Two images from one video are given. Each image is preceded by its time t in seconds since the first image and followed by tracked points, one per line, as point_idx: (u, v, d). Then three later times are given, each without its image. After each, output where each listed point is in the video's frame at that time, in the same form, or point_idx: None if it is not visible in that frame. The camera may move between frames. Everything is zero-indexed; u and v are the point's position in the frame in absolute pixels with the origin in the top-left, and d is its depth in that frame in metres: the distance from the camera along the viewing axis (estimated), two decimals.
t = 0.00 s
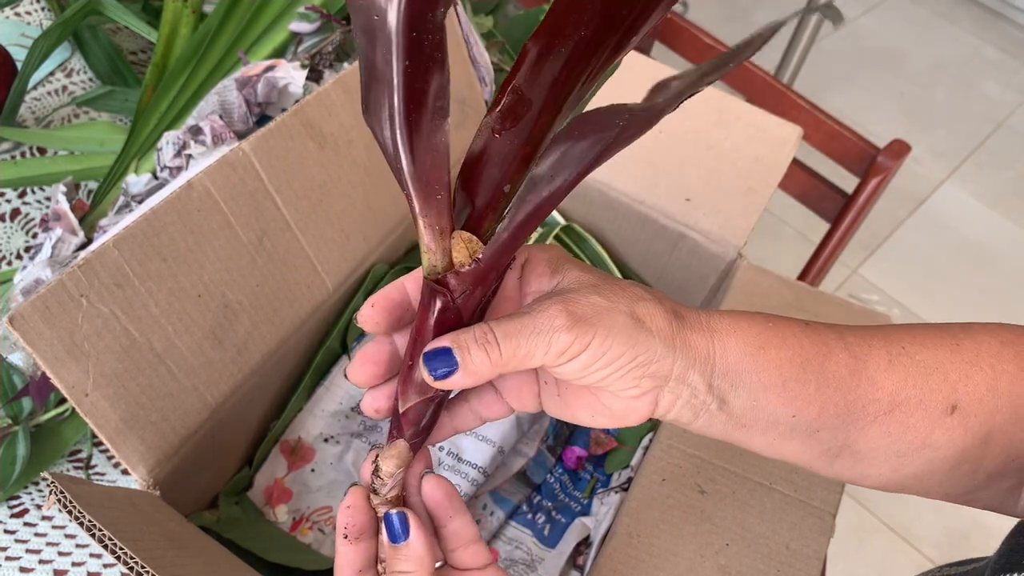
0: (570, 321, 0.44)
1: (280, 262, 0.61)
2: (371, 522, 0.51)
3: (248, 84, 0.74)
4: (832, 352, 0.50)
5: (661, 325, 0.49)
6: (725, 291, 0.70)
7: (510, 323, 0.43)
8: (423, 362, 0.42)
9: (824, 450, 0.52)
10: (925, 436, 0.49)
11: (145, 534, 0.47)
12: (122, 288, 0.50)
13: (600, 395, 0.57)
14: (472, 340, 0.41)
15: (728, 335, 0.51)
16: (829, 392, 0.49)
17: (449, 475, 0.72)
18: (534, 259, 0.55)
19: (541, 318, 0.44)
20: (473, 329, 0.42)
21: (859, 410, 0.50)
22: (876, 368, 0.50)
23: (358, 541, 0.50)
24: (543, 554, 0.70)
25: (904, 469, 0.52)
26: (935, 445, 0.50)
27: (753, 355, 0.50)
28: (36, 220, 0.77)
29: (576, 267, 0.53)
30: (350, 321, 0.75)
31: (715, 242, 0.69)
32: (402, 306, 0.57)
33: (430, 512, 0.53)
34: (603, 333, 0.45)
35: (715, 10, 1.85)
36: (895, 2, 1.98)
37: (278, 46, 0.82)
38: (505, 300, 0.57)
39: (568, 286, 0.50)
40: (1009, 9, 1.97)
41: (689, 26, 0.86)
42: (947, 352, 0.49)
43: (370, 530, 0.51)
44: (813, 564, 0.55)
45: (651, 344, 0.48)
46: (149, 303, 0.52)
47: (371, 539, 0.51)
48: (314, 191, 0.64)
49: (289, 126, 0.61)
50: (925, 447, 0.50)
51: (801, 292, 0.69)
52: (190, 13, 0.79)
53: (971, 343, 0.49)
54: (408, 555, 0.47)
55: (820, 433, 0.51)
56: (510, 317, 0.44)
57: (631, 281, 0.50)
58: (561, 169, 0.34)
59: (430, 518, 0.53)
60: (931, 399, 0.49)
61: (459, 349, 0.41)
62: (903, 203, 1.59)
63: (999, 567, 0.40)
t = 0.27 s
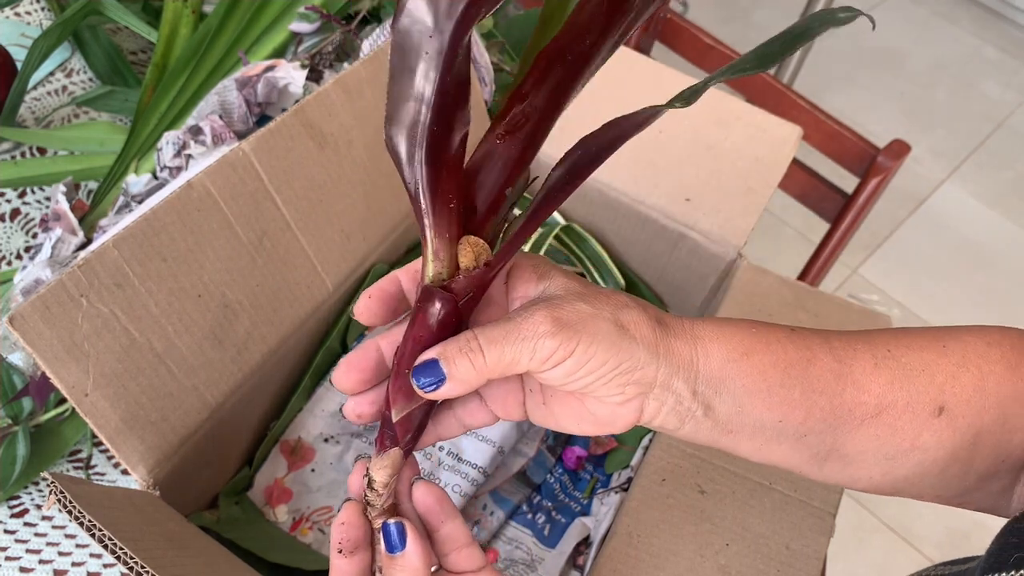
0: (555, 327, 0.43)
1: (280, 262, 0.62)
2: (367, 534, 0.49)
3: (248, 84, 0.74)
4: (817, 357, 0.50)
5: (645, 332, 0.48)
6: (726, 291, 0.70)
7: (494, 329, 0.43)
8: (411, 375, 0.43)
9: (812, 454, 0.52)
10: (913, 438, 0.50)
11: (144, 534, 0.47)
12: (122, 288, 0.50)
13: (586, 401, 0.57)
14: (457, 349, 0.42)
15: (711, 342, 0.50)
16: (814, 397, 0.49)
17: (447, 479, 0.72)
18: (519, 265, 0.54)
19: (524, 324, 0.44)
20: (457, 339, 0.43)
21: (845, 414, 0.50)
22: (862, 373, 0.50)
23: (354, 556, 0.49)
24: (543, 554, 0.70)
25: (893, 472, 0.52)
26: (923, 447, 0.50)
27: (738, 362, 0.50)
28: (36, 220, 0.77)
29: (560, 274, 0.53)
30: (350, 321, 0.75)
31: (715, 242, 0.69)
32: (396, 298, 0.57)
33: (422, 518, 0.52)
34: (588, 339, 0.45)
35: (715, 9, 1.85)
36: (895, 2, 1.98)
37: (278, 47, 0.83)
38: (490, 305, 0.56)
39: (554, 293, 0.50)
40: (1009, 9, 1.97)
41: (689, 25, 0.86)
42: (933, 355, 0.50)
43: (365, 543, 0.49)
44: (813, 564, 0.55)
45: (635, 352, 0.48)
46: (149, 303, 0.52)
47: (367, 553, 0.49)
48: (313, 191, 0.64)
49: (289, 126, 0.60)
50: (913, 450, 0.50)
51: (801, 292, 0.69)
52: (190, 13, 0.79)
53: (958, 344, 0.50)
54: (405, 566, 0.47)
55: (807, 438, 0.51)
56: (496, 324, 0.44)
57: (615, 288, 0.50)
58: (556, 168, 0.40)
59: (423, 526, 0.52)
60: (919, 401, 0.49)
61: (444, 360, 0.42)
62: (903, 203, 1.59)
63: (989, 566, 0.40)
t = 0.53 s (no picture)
0: (548, 328, 0.44)
1: (280, 262, 0.62)
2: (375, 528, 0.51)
3: (248, 84, 0.75)
4: (807, 356, 0.50)
5: (637, 332, 0.48)
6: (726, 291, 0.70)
7: (487, 329, 0.43)
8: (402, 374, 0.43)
9: (801, 451, 0.51)
10: (903, 436, 0.50)
11: (144, 534, 0.47)
12: (122, 288, 0.50)
13: (576, 399, 0.57)
14: (450, 349, 0.42)
15: (702, 340, 0.50)
16: (804, 394, 0.50)
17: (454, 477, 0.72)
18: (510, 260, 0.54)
19: (518, 325, 0.44)
20: (450, 337, 0.43)
21: (834, 412, 0.50)
22: (852, 371, 0.50)
23: (361, 549, 0.51)
24: (543, 554, 0.70)
25: (881, 470, 0.52)
26: (912, 445, 0.50)
27: (728, 360, 0.50)
28: (36, 220, 0.77)
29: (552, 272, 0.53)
30: (350, 321, 0.75)
31: (715, 242, 0.69)
32: (390, 293, 0.57)
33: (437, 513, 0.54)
34: (580, 340, 0.45)
35: (715, 9, 1.85)
36: (895, 2, 1.99)
37: (278, 47, 0.83)
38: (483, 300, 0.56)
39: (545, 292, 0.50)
40: (1009, 9, 1.97)
41: (689, 25, 0.86)
42: (924, 353, 0.50)
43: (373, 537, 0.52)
44: (813, 564, 0.55)
45: (626, 351, 0.48)
46: (149, 303, 0.52)
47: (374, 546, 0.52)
48: (313, 191, 0.64)
49: (289, 126, 0.60)
50: (902, 448, 0.50)
51: (801, 292, 0.69)
52: (190, 13, 0.79)
53: (948, 343, 0.51)
54: (415, 560, 0.47)
55: (796, 435, 0.51)
56: (487, 323, 0.44)
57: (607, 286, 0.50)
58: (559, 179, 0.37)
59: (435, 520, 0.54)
60: (909, 399, 0.49)
61: (437, 359, 0.42)
62: (903, 203, 1.59)
63: (977, 564, 0.40)
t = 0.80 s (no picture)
0: (553, 320, 0.44)
1: (280, 262, 0.62)
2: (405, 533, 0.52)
3: (248, 84, 0.75)
4: (801, 348, 0.50)
5: (639, 322, 0.48)
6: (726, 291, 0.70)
7: (490, 325, 0.44)
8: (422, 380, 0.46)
9: (793, 443, 0.51)
10: (893, 430, 0.50)
11: (144, 534, 0.47)
12: (122, 288, 0.50)
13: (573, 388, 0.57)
14: (455, 352, 0.44)
15: (695, 326, 0.50)
16: (796, 385, 0.50)
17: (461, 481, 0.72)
18: (505, 252, 0.54)
19: (523, 318, 0.44)
20: (462, 340, 0.44)
21: (826, 405, 0.50)
22: (844, 365, 0.50)
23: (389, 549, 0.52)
24: (543, 554, 0.70)
25: (871, 466, 0.52)
26: (902, 441, 0.50)
27: (723, 349, 0.50)
28: (36, 220, 0.77)
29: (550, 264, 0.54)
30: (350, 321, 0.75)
31: (715, 242, 0.69)
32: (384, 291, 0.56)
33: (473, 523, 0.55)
34: (584, 332, 0.45)
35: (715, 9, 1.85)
36: (896, 3, 1.99)
37: (279, 47, 0.83)
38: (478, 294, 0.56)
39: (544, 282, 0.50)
40: (1010, 9, 1.98)
41: (689, 25, 0.86)
42: (915, 349, 0.51)
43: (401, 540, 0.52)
44: (813, 564, 0.55)
45: (628, 342, 0.47)
46: (149, 303, 0.52)
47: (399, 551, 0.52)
48: (313, 191, 0.64)
49: (289, 126, 0.61)
50: (891, 443, 0.50)
51: (801, 292, 0.69)
52: (190, 13, 0.79)
53: (939, 341, 0.51)
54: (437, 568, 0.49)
55: (788, 427, 0.50)
56: (494, 317, 0.44)
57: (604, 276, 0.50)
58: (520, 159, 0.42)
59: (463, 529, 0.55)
60: (899, 395, 0.50)
61: (447, 364, 0.45)
62: (903, 203, 1.59)
63: (969, 566, 0.40)
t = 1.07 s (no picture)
0: (575, 292, 0.44)
1: (280, 262, 0.62)
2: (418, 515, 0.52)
3: (248, 84, 0.75)
4: (805, 324, 0.51)
5: (649, 290, 0.49)
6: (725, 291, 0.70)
7: (512, 308, 0.43)
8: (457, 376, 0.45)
9: (794, 423, 0.52)
10: (893, 416, 0.50)
11: (145, 534, 0.47)
12: (122, 287, 0.50)
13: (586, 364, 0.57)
14: (482, 345, 0.43)
15: (704, 294, 0.51)
16: (800, 362, 0.50)
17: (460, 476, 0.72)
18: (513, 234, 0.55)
19: (545, 296, 0.43)
20: (480, 331, 0.43)
21: (828, 382, 0.50)
22: (847, 345, 0.51)
23: (404, 529, 0.52)
24: (543, 553, 0.70)
25: (872, 454, 0.52)
26: (901, 427, 0.50)
27: (729, 322, 0.51)
28: (36, 220, 0.77)
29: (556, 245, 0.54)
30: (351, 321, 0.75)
31: (715, 242, 0.69)
32: (372, 289, 0.56)
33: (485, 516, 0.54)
34: (605, 302, 0.45)
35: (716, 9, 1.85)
36: (895, 3, 1.99)
37: (279, 46, 0.82)
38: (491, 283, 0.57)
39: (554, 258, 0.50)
40: (1010, 9, 1.98)
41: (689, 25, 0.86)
42: (917, 336, 0.51)
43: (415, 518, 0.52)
44: (813, 564, 0.55)
45: (643, 310, 0.48)
46: (149, 303, 0.52)
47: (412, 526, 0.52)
48: (314, 190, 0.64)
49: (289, 126, 0.61)
50: (892, 428, 0.50)
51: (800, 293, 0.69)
52: (190, 13, 0.79)
53: (941, 331, 0.51)
54: (455, 560, 0.48)
55: (790, 405, 0.51)
56: (511, 303, 0.44)
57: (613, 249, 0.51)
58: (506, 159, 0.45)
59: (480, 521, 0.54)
60: (899, 380, 0.50)
61: (474, 358, 0.43)
62: (903, 203, 1.59)
63: (971, 567, 0.40)
